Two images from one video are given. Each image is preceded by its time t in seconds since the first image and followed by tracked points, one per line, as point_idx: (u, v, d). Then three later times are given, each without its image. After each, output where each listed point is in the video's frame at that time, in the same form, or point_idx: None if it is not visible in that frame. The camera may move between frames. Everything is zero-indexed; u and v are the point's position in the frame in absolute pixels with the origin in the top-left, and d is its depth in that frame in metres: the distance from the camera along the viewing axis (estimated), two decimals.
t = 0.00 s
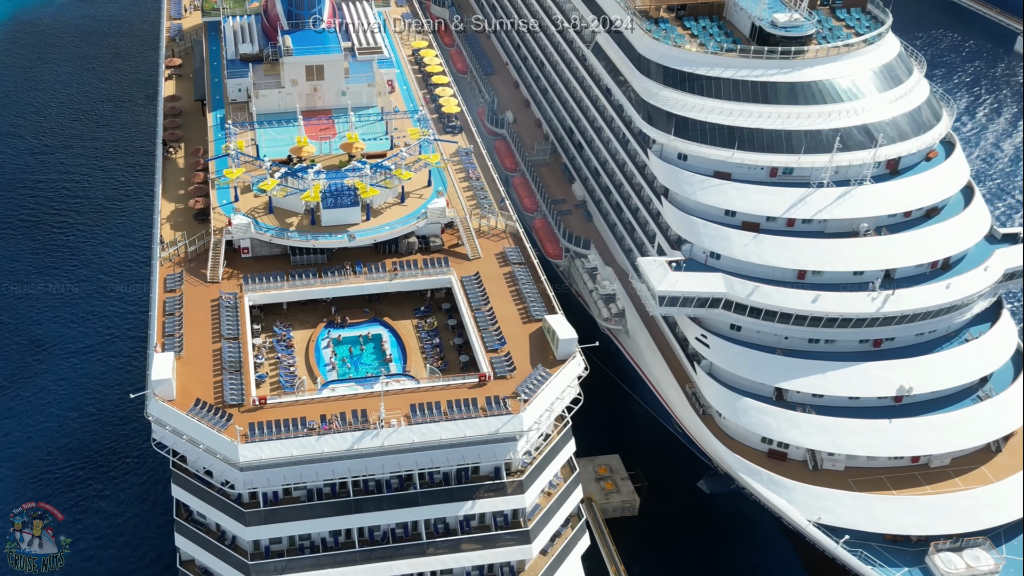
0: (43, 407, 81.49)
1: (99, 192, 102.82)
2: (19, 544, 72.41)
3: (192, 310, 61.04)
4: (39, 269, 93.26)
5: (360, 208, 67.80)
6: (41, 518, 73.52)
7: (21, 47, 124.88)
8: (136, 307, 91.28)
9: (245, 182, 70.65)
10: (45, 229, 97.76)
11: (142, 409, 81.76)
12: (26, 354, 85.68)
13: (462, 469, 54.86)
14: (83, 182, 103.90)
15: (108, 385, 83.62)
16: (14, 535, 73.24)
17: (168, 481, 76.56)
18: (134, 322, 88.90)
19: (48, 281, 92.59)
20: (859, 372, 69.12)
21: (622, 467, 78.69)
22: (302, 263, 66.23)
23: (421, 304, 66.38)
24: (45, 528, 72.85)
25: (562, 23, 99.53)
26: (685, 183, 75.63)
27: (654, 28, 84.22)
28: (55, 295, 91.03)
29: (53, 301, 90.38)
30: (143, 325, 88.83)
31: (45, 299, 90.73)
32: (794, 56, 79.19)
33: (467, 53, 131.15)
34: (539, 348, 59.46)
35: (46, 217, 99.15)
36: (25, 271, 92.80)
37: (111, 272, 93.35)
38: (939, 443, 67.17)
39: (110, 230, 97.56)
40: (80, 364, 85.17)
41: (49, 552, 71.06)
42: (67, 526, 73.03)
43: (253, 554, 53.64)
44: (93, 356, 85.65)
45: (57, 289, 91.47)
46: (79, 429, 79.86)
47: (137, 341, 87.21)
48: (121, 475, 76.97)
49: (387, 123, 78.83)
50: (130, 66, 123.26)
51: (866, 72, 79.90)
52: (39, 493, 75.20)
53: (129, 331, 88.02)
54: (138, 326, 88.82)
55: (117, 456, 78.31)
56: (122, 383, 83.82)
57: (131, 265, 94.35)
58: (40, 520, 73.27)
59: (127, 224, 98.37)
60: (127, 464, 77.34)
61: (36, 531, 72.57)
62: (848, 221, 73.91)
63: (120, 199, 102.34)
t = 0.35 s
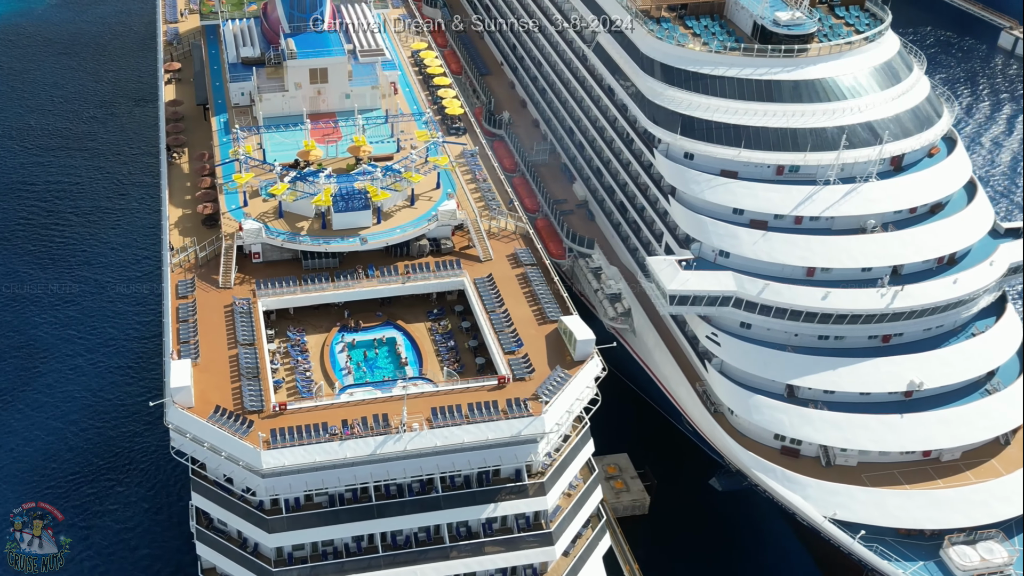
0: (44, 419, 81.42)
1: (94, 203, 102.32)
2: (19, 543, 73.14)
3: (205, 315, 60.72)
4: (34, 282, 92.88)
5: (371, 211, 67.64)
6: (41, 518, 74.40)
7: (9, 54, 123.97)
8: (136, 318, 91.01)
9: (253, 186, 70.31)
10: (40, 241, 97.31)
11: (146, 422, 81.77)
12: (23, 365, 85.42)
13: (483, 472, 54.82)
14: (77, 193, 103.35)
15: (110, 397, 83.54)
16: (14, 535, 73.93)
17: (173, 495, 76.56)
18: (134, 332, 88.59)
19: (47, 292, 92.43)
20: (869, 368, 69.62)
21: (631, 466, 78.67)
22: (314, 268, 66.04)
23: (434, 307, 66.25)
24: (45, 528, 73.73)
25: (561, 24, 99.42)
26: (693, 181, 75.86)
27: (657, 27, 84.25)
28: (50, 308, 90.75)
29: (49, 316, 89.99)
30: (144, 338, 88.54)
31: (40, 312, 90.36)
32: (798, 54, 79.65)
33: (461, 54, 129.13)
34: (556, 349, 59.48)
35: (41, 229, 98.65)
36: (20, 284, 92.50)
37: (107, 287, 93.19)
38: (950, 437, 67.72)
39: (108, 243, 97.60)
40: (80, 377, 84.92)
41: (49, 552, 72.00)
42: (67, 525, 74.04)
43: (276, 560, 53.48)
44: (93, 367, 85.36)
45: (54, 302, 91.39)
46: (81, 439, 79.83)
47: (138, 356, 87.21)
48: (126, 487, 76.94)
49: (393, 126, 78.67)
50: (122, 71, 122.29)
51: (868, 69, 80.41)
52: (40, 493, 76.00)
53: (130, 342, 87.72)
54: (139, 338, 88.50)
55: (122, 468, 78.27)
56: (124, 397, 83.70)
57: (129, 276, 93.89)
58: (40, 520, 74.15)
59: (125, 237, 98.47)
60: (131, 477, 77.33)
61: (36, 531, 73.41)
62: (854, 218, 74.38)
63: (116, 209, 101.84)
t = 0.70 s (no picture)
0: (46, 420, 80.54)
1: (89, 212, 101.73)
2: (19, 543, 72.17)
3: (220, 321, 60.37)
4: (30, 291, 92.17)
5: (383, 214, 67.39)
6: (41, 518, 73.49)
7: None
8: (135, 323, 89.87)
9: (262, 190, 69.93)
10: (35, 249, 96.66)
11: (149, 422, 80.90)
12: (22, 370, 84.66)
13: (505, 474, 54.86)
14: (72, 203, 102.83)
15: (112, 398, 82.67)
16: (14, 534, 72.97)
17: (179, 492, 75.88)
18: (136, 339, 87.95)
19: (47, 300, 91.69)
20: (880, 363, 70.05)
21: (640, 465, 78.94)
22: (326, 272, 65.81)
23: (447, 309, 66.11)
24: (45, 528, 72.82)
25: (559, 24, 99.48)
26: (701, 180, 76.18)
27: (659, 26, 84.38)
28: (48, 313, 89.99)
29: (47, 321, 89.18)
30: (146, 340, 87.81)
31: (37, 317, 89.53)
32: (801, 51, 80.07)
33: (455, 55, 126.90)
34: (574, 350, 59.53)
35: (36, 238, 98.01)
36: (16, 292, 91.80)
37: (106, 292, 92.46)
38: (961, 430, 68.17)
39: (105, 251, 96.99)
40: (80, 379, 83.99)
41: (49, 552, 71.11)
42: (67, 525, 73.25)
43: (300, 566, 53.27)
44: (94, 371, 84.57)
45: (51, 307, 90.64)
46: (84, 440, 78.85)
47: (140, 356, 86.33)
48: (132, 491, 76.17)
49: (399, 128, 78.46)
50: (114, 81, 121.70)
51: (871, 66, 80.88)
52: (40, 493, 75.17)
53: (130, 348, 87.00)
54: (140, 342, 87.78)
55: (126, 469, 77.38)
56: (126, 396, 82.78)
57: (127, 284, 93.27)
58: (40, 520, 73.23)
59: (123, 245, 98.04)
60: (136, 479, 76.59)
61: (37, 531, 72.45)
62: (861, 214, 74.83)
63: (112, 216, 101.15)
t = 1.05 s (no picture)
0: (47, 426, 80.05)
1: (85, 216, 100.87)
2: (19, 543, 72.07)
3: (236, 327, 60.08)
4: (27, 296, 91.38)
5: (395, 216, 67.28)
6: (41, 518, 73.37)
7: None
8: (138, 327, 89.21)
9: (272, 194, 69.60)
10: (31, 254, 95.82)
11: (153, 426, 80.38)
12: (21, 374, 83.95)
13: (527, 476, 54.89)
14: (67, 208, 101.96)
15: (115, 403, 82.12)
16: (14, 535, 72.86)
17: (189, 497, 75.58)
18: (140, 345, 87.36)
19: (48, 305, 90.85)
20: (891, 357, 70.51)
21: (650, 463, 78.80)
22: (339, 275, 65.60)
23: (461, 310, 66.03)
24: (45, 528, 72.72)
25: (558, 24, 99.46)
26: (709, 178, 76.58)
27: (661, 25, 84.54)
28: (46, 317, 89.26)
29: (45, 326, 88.45)
30: (147, 345, 87.29)
31: (35, 322, 88.79)
32: (804, 48, 80.29)
33: (449, 55, 127.50)
34: (592, 350, 59.65)
35: (31, 242, 97.18)
36: (12, 298, 91.05)
37: (104, 296, 91.74)
38: (973, 423, 68.62)
39: (105, 254, 96.03)
40: (81, 384, 83.40)
41: (49, 552, 70.96)
42: (68, 526, 73.19)
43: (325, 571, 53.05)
44: (97, 376, 84.00)
45: (49, 311, 89.91)
46: (88, 446, 78.35)
47: (141, 361, 85.74)
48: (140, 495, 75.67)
49: (405, 130, 78.34)
50: (106, 85, 120.66)
51: (872, 62, 81.32)
52: (40, 493, 75.05)
53: (132, 353, 86.40)
54: (141, 347, 87.23)
55: (133, 474, 76.89)
56: (128, 401, 82.21)
57: (126, 289, 92.63)
58: (40, 520, 73.12)
59: (123, 247, 97.06)
60: (144, 484, 76.10)
61: (37, 531, 72.33)
62: (868, 210, 75.30)
63: (108, 220, 100.30)
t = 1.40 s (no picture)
0: (47, 430, 79.30)
1: (80, 219, 99.87)
2: (19, 543, 71.91)
3: (251, 332, 59.76)
4: (24, 300, 90.47)
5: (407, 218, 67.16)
6: (41, 518, 73.08)
7: None
8: (140, 331, 88.44)
9: (282, 198, 69.28)
10: (26, 257, 94.85)
11: (157, 431, 79.66)
12: (20, 379, 83.15)
13: (550, 477, 54.88)
14: (62, 211, 100.93)
15: (116, 407, 81.37)
16: (14, 535, 72.67)
17: (199, 503, 75.10)
18: (143, 348, 86.63)
19: (47, 308, 90.03)
20: (901, 352, 70.94)
21: (660, 461, 79.00)
22: (352, 278, 65.39)
23: (475, 312, 65.93)
24: (45, 528, 72.45)
25: (558, 23, 99.36)
26: (716, 176, 76.96)
27: (664, 24, 84.81)
28: (43, 321, 88.36)
29: (42, 329, 87.56)
30: (148, 349, 86.51)
31: (32, 326, 87.90)
32: (807, 46, 80.70)
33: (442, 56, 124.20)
34: (610, 349, 59.78)
35: (25, 245, 96.19)
36: (10, 302, 90.19)
37: (101, 300, 90.84)
38: (983, 416, 68.87)
39: (103, 258, 95.10)
40: (84, 388, 82.69)
41: (49, 552, 70.91)
42: (67, 526, 73.01)
43: None
44: (100, 380, 83.33)
45: (45, 315, 89.02)
46: (96, 451, 77.82)
47: (142, 365, 84.90)
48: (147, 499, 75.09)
49: (410, 132, 78.18)
50: (98, 88, 119.50)
51: (874, 59, 81.72)
52: (40, 493, 74.82)
53: (134, 357, 85.66)
54: (142, 350, 86.45)
55: (140, 478, 76.34)
56: (130, 406, 81.46)
57: (125, 292, 91.75)
58: (39, 520, 72.86)
59: (121, 250, 96.18)
60: (152, 488, 75.58)
61: (36, 531, 72.09)
62: (875, 206, 75.77)
63: (104, 223, 99.33)
